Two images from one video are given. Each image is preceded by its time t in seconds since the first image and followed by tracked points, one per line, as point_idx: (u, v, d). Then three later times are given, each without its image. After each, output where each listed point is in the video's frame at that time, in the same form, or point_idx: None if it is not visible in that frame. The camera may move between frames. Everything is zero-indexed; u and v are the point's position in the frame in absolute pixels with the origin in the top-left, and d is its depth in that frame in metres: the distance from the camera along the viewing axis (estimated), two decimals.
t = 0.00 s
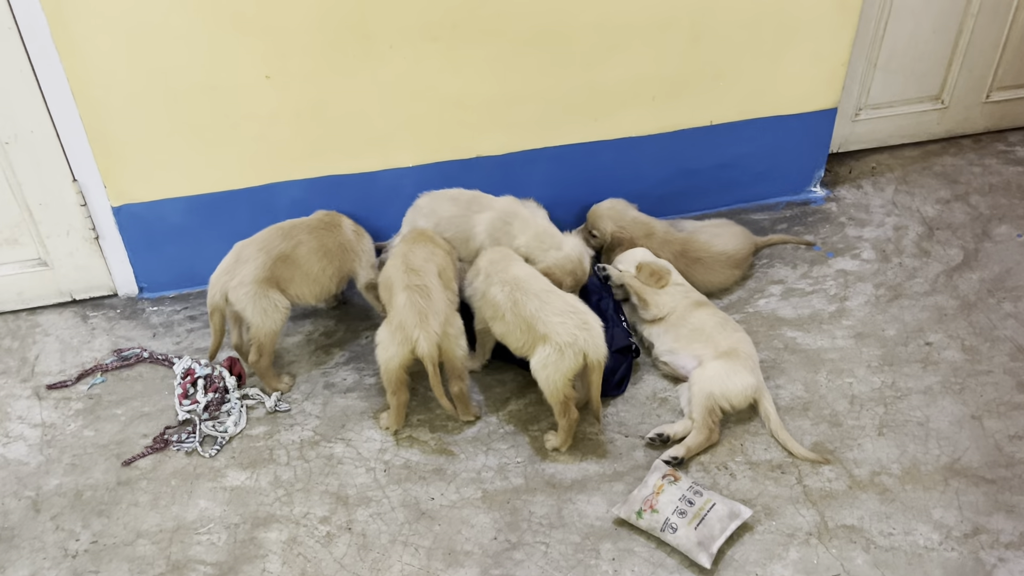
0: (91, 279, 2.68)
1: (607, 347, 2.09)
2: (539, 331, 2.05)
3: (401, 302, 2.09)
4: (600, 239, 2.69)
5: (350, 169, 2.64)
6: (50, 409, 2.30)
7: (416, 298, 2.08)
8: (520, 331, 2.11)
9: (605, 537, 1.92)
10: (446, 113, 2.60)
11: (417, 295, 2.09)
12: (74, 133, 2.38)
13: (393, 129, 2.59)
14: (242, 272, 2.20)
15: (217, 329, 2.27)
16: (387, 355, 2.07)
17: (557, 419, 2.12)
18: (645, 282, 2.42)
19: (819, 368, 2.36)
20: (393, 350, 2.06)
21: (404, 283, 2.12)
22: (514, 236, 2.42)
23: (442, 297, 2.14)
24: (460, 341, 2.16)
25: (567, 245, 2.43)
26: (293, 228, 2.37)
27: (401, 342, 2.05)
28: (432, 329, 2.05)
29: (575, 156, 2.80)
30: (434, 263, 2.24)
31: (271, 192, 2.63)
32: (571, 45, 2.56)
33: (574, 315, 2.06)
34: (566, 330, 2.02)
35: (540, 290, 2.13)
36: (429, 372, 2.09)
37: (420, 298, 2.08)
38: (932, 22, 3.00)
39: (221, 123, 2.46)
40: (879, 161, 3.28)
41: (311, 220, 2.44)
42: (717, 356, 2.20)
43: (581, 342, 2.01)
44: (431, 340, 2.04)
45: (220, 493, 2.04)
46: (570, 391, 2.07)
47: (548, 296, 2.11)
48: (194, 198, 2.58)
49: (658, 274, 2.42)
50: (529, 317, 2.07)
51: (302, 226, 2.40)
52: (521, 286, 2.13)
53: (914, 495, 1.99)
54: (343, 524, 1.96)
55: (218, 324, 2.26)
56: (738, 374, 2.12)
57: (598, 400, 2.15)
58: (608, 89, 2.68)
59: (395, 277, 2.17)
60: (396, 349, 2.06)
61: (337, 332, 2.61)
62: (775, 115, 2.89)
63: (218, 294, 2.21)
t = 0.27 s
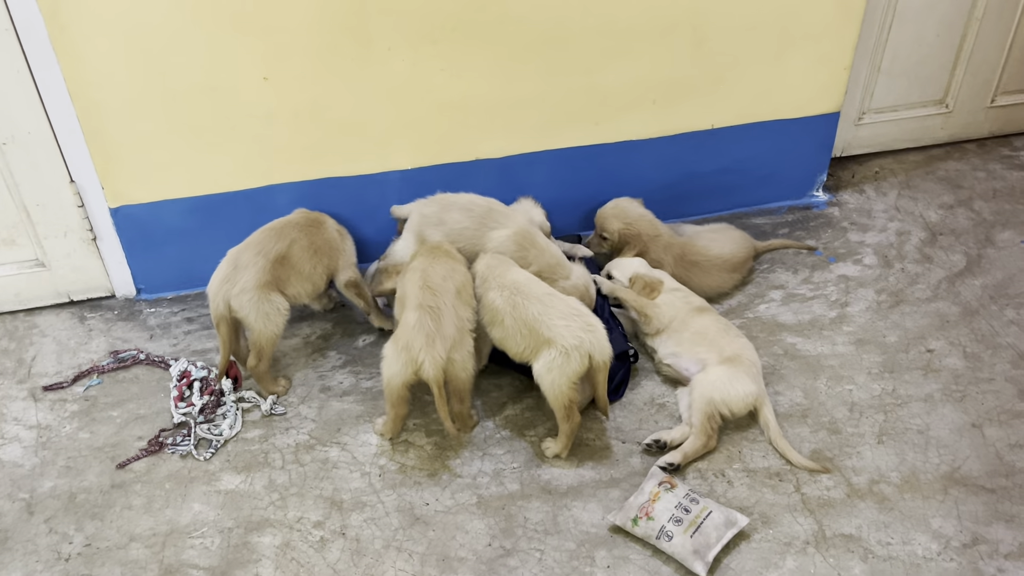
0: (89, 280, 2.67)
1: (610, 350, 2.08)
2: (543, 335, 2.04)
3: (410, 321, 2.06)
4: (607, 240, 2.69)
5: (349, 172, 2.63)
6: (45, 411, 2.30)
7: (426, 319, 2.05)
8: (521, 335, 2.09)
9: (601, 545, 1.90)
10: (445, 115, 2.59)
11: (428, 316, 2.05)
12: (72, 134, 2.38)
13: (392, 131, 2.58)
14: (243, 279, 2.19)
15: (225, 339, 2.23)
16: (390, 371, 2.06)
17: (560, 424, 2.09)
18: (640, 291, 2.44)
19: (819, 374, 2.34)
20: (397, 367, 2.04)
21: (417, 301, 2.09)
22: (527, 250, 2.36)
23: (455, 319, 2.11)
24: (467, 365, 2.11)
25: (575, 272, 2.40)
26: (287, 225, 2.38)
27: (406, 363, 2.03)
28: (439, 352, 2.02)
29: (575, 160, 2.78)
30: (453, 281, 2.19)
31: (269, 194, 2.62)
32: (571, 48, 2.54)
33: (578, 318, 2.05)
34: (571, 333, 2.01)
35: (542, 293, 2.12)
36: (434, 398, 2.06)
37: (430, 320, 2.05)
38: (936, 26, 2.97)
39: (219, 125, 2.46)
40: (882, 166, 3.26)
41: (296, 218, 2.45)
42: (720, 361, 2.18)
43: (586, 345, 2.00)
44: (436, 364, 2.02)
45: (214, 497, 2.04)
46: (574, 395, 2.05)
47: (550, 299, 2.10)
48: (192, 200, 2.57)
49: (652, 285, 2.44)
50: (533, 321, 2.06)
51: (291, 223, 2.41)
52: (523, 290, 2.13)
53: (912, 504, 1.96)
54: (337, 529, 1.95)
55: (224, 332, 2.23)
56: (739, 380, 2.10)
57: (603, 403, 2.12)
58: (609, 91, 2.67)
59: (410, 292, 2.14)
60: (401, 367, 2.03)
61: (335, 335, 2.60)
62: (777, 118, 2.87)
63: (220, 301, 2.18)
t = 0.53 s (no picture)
0: (93, 281, 2.67)
1: (616, 359, 2.07)
2: (547, 343, 2.02)
3: (413, 331, 2.04)
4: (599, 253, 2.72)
5: (353, 173, 2.63)
6: (48, 411, 2.30)
7: (429, 329, 2.03)
8: (526, 341, 2.08)
9: (604, 550, 1.88)
10: (450, 116, 2.58)
11: (432, 326, 2.04)
12: (76, 134, 2.38)
13: (397, 132, 2.58)
14: (244, 282, 2.18)
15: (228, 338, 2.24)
16: (394, 379, 2.06)
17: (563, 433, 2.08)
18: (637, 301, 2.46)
19: (826, 379, 2.32)
20: (402, 378, 2.04)
21: (421, 311, 2.07)
22: (538, 260, 2.34)
23: (459, 329, 2.09)
24: (472, 373, 2.10)
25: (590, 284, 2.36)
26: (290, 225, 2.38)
27: (410, 373, 2.02)
28: (443, 362, 2.00)
29: (580, 162, 2.77)
30: (456, 288, 2.20)
31: (273, 195, 2.61)
32: (577, 49, 2.53)
33: (583, 327, 2.03)
34: (576, 342, 2.00)
35: (548, 301, 2.10)
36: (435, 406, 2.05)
37: (434, 329, 2.03)
38: (946, 29, 2.95)
39: (224, 126, 2.45)
40: (890, 169, 3.24)
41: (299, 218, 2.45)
42: (728, 364, 2.15)
43: (591, 354, 1.99)
44: (440, 374, 2.00)
45: (216, 499, 2.03)
46: (577, 403, 2.04)
47: (556, 306, 2.08)
48: (197, 200, 2.57)
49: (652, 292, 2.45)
50: (538, 328, 2.04)
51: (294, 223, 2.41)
52: (528, 296, 2.11)
53: (919, 511, 1.94)
54: (339, 532, 1.94)
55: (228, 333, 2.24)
56: (748, 384, 2.08)
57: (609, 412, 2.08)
58: (615, 93, 2.65)
59: (414, 300, 2.13)
60: (405, 377, 2.04)
61: (339, 337, 2.60)
62: (784, 121, 2.85)
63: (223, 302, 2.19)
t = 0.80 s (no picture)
0: (100, 283, 2.68)
1: (621, 361, 2.06)
2: (552, 344, 2.02)
3: (423, 331, 2.04)
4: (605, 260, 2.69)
5: (359, 176, 2.63)
6: (56, 414, 2.30)
7: (439, 327, 2.03)
8: (531, 342, 2.07)
9: (612, 555, 1.87)
10: (457, 119, 2.57)
11: (440, 323, 2.04)
12: (84, 137, 2.38)
13: (405, 135, 2.57)
14: (253, 281, 2.18)
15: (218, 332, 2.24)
16: (406, 381, 2.05)
17: (569, 434, 2.07)
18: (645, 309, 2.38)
19: (835, 383, 2.31)
20: (414, 378, 2.03)
21: (427, 310, 2.07)
22: (561, 269, 2.34)
23: (466, 325, 2.10)
24: (483, 370, 2.10)
25: (616, 293, 2.27)
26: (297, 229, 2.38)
27: (423, 373, 2.02)
28: (456, 359, 2.00)
29: (587, 164, 2.76)
30: (455, 286, 2.20)
31: (279, 198, 2.61)
32: (585, 52, 2.52)
33: (588, 328, 2.02)
34: (580, 343, 1.99)
35: (553, 301, 2.09)
36: (449, 404, 2.06)
37: (443, 327, 2.03)
38: (955, 31, 2.94)
39: (232, 129, 2.45)
40: (900, 171, 3.22)
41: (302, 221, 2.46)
42: (738, 372, 2.14)
43: (596, 355, 1.98)
44: (454, 371, 2.00)
45: (223, 503, 2.03)
46: (584, 405, 2.03)
47: (561, 307, 2.07)
48: (204, 203, 2.57)
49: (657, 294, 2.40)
50: (543, 329, 2.04)
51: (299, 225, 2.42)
52: (534, 297, 2.10)
53: (930, 517, 1.93)
54: (346, 537, 1.93)
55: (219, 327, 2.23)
56: (759, 392, 2.06)
57: (609, 416, 2.11)
58: (623, 96, 2.64)
59: (415, 302, 2.12)
60: (418, 377, 2.03)
61: (345, 340, 2.59)
62: (793, 123, 2.84)
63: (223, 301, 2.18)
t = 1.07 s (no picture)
0: (104, 288, 2.67)
1: (628, 366, 2.05)
2: (559, 349, 2.01)
3: (423, 332, 2.02)
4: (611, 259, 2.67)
5: (363, 181, 2.62)
6: (60, 420, 2.30)
7: (439, 328, 2.02)
8: (538, 347, 2.06)
9: (618, 561, 1.86)
10: (462, 123, 2.57)
11: (439, 324, 2.03)
12: (87, 142, 2.38)
13: (409, 139, 2.57)
14: (286, 285, 2.27)
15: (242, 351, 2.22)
16: (410, 383, 2.04)
17: (575, 438, 2.06)
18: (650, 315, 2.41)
19: (841, 387, 2.29)
20: (418, 379, 2.02)
21: (425, 311, 2.06)
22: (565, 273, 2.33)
23: (466, 324, 2.09)
24: (486, 371, 2.08)
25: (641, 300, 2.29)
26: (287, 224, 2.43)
27: (425, 375, 2.01)
28: (457, 359, 1.99)
29: (591, 168, 2.75)
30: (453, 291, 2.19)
31: (283, 203, 2.61)
32: (589, 55, 2.52)
33: (596, 333, 2.02)
34: (587, 348, 1.98)
35: (560, 306, 2.09)
36: (452, 407, 2.05)
37: (443, 327, 2.03)
38: (961, 32, 2.92)
39: (236, 134, 2.45)
40: (905, 174, 3.21)
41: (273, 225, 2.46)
42: (746, 375, 2.13)
43: (603, 360, 1.97)
44: (456, 372, 1.99)
45: (228, 508, 2.02)
46: (590, 409, 2.02)
47: (568, 312, 2.06)
48: (208, 208, 2.57)
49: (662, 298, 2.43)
50: (549, 334, 2.03)
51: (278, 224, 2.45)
52: (540, 302, 2.09)
53: (938, 522, 1.91)
54: (351, 543, 1.92)
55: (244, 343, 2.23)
56: (767, 397, 2.06)
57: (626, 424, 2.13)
58: (627, 99, 2.64)
59: (414, 305, 2.11)
60: (421, 379, 2.02)
61: (349, 345, 2.58)
62: (798, 126, 2.83)
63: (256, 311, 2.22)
